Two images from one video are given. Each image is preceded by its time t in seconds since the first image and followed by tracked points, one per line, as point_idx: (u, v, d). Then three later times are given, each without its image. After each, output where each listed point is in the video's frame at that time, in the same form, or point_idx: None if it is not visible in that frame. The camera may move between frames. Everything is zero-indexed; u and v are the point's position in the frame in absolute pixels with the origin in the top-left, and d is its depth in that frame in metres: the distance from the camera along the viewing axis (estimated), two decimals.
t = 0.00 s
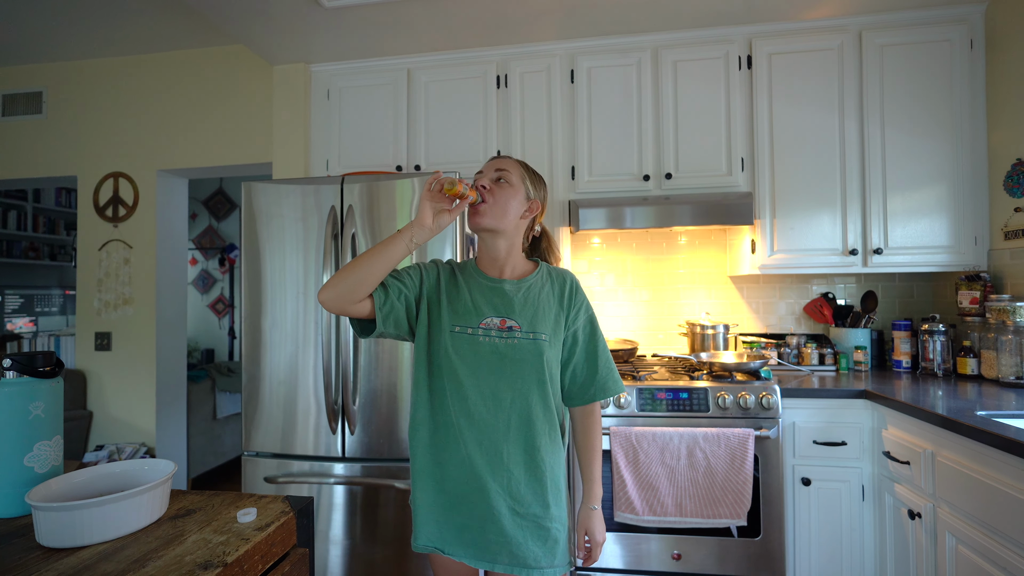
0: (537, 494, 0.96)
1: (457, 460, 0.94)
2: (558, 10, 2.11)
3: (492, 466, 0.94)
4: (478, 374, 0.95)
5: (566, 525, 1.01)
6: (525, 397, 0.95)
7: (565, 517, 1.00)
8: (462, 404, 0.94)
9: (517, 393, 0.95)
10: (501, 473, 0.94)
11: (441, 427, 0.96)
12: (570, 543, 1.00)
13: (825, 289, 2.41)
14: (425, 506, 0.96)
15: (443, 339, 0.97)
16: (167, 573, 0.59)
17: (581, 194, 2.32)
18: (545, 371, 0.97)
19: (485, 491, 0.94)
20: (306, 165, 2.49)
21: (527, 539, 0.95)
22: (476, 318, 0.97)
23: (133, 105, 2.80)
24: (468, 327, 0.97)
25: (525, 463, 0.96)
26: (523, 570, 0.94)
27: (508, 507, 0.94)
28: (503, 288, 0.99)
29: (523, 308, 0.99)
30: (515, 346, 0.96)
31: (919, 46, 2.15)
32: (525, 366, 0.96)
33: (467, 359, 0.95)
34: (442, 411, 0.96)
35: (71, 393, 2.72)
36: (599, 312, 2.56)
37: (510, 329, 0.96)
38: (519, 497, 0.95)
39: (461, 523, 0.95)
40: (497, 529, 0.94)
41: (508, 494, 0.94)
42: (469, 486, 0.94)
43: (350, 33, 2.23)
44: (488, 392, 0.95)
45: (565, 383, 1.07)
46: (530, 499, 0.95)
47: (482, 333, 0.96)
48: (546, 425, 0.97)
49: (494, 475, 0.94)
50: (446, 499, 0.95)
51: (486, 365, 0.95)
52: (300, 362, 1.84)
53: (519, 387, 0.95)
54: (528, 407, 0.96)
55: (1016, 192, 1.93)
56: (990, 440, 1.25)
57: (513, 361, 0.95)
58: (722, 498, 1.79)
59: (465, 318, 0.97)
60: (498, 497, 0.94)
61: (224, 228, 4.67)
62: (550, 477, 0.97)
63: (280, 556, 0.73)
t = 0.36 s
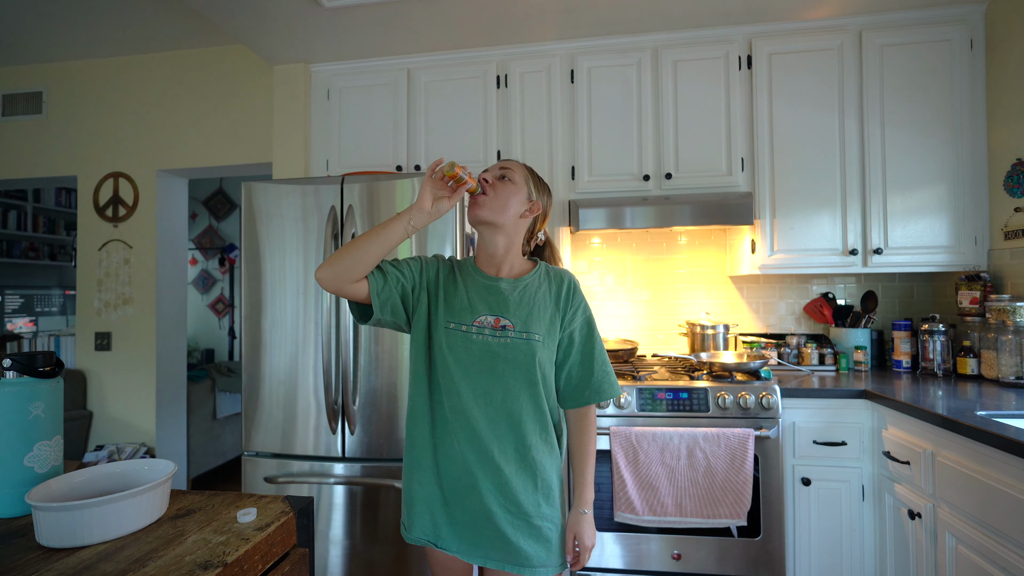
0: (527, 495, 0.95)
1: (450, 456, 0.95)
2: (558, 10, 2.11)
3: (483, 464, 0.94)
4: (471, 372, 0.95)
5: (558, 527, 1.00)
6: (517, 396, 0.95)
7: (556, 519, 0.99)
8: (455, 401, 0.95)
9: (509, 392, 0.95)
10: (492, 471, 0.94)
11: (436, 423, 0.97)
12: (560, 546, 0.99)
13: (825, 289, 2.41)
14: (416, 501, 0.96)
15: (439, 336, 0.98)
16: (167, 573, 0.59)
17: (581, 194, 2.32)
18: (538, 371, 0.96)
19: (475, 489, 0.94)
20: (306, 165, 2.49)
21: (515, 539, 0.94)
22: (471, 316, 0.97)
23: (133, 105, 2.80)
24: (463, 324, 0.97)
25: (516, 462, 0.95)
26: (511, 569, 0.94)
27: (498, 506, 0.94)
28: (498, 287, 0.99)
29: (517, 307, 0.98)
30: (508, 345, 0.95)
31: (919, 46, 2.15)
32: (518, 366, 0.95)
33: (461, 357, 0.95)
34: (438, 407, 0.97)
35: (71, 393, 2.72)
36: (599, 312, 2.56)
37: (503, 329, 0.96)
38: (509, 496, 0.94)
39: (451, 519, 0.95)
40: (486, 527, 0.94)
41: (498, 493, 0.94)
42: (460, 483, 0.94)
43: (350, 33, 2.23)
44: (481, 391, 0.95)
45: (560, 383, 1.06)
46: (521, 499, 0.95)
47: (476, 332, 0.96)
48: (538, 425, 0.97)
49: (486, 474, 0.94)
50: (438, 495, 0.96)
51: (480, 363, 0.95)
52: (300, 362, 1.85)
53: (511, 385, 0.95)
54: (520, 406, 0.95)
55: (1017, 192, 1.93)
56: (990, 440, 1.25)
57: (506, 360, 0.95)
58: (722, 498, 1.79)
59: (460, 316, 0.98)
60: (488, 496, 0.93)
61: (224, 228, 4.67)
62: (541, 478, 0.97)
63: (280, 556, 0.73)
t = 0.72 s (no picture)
0: (527, 508, 0.93)
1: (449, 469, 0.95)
2: (557, 10, 2.11)
3: (479, 477, 0.93)
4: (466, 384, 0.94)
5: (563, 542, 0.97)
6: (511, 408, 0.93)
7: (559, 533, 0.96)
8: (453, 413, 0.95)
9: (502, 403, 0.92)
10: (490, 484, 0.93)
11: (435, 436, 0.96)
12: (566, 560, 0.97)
13: (824, 289, 2.41)
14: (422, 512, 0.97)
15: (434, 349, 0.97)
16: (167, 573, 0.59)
17: (581, 194, 2.32)
18: (529, 380, 0.93)
19: (471, 501, 0.93)
20: (306, 165, 2.49)
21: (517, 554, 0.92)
22: (465, 326, 0.96)
23: (133, 105, 2.80)
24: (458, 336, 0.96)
25: (512, 475, 0.93)
26: None
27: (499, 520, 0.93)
28: (490, 294, 0.97)
29: (509, 315, 0.95)
30: (500, 355, 0.93)
31: (919, 46, 2.15)
32: (509, 376, 0.93)
33: (455, 369, 0.94)
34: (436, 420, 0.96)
35: (71, 393, 2.72)
36: (599, 312, 2.56)
37: (495, 338, 0.94)
38: (509, 509, 0.93)
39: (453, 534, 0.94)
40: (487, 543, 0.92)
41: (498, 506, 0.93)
42: (460, 497, 0.94)
43: (351, 33, 2.23)
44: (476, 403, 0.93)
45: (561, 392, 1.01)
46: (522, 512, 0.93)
47: (469, 343, 0.94)
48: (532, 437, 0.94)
49: (484, 488, 0.92)
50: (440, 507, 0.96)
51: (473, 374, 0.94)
52: (300, 362, 1.85)
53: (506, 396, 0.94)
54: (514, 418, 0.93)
55: (1016, 192, 1.93)
56: (990, 440, 1.25)
57: (497, 371, 0.93)
58: (722, 498, 1.79)
59: (453, 327, 0.96)
60: (487, 510, 0.92)
61: (224, 228, 4.67)
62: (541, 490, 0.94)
63: (280, 556, 0.73)
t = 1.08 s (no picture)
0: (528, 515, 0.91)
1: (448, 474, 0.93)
2: (558, 10, 2.11)
3: (478, 488, 0.91)
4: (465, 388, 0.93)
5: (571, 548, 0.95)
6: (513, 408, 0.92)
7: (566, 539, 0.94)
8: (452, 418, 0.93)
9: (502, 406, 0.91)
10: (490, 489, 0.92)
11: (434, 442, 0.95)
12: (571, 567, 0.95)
13: (825, 289, 2.41)
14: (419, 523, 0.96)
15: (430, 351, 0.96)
16: (167, 572, 0.59)
17: (581, 194, 2.32)
18: (532, 383, 0.92)
19: (470, 513, 0.91)
20: (306, 165, 2.49)
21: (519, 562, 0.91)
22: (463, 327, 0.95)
23: (133, 105, 2.80)
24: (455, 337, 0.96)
25: (512, 486, 0.92)
26: None
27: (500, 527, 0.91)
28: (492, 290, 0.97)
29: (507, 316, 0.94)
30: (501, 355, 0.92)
31: (919, 46, 2.15)
32: (510, 378, 0.92)
33: (458, 371, 0.93)
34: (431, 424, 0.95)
35: (71, 393, 2.72)
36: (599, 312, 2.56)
37: (495, 338, 0.93)
38: (510, 518, 0.91)
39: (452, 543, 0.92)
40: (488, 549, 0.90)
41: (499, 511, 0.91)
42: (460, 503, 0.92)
43: (351, 33, 2.23)
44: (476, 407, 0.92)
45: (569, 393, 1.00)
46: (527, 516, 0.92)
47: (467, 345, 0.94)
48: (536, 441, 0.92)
49: (484, 494, 0.91)
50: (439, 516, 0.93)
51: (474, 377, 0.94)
52: (300, 362, 1.85)
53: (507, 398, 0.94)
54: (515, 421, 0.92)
55: (1017, 192, 1.92)
56: (990, 440, 1.25)
57: (498, 372, 0.92)
58: (722, 498, 1.79)
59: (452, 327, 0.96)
60: (487, 519, 0.90)
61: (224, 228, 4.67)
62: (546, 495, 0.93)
63: (280, 556, 0.73)
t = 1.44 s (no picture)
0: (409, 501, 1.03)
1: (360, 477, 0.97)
2: (557, 10, 2.11)
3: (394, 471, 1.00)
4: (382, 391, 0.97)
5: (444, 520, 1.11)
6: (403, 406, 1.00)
7: (440, 513, 1.10)
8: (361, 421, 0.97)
9: (393, 401, 0.98)
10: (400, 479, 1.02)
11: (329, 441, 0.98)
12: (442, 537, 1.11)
13: (824, 289, 2.41)
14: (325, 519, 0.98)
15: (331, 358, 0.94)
16: (167, 573, 0.59)
17: (581, 194, 2.32)
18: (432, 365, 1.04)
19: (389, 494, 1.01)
20: (306, 165, 2.49)
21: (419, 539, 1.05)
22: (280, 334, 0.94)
23: (133, 105, 2.80)
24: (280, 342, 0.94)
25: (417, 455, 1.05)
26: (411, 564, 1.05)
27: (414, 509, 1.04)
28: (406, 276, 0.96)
29: (389, 320, 0.96)
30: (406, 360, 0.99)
31: (919, 46, 2.15)
32: (382, 378, 0.97)
33: (340, 373, 0.94)
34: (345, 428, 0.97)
35: (71, 393, 2.72)
36: (599, 312, 2.56)
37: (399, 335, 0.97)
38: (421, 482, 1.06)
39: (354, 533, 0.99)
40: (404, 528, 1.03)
41: (416, 495, 1.05)
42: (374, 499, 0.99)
43: (350, 33, 2.23)
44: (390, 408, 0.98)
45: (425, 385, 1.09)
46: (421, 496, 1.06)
47: (376, 350, 0.96)
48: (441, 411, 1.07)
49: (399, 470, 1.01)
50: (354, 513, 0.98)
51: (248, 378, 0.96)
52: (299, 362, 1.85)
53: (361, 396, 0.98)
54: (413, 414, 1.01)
55: (1016, 192, 1.92)
56: (990, 440, 1.25)
57: (327, 379, 0.94)
58: (722, 498, 1.79)
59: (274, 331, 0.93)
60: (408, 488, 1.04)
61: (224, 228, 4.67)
62: (415, 482, 1.05)
63: (280, 556, 0.73)
